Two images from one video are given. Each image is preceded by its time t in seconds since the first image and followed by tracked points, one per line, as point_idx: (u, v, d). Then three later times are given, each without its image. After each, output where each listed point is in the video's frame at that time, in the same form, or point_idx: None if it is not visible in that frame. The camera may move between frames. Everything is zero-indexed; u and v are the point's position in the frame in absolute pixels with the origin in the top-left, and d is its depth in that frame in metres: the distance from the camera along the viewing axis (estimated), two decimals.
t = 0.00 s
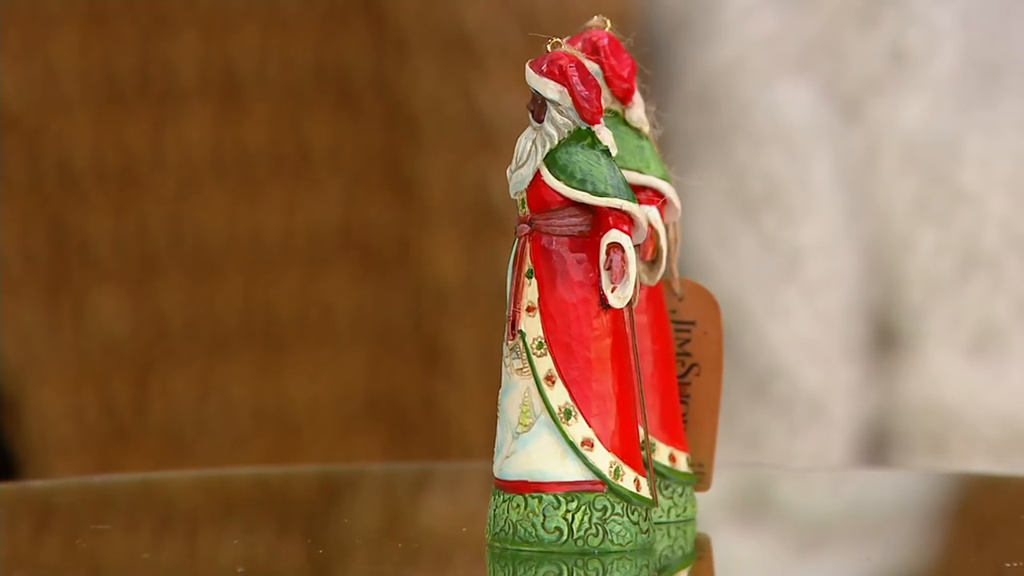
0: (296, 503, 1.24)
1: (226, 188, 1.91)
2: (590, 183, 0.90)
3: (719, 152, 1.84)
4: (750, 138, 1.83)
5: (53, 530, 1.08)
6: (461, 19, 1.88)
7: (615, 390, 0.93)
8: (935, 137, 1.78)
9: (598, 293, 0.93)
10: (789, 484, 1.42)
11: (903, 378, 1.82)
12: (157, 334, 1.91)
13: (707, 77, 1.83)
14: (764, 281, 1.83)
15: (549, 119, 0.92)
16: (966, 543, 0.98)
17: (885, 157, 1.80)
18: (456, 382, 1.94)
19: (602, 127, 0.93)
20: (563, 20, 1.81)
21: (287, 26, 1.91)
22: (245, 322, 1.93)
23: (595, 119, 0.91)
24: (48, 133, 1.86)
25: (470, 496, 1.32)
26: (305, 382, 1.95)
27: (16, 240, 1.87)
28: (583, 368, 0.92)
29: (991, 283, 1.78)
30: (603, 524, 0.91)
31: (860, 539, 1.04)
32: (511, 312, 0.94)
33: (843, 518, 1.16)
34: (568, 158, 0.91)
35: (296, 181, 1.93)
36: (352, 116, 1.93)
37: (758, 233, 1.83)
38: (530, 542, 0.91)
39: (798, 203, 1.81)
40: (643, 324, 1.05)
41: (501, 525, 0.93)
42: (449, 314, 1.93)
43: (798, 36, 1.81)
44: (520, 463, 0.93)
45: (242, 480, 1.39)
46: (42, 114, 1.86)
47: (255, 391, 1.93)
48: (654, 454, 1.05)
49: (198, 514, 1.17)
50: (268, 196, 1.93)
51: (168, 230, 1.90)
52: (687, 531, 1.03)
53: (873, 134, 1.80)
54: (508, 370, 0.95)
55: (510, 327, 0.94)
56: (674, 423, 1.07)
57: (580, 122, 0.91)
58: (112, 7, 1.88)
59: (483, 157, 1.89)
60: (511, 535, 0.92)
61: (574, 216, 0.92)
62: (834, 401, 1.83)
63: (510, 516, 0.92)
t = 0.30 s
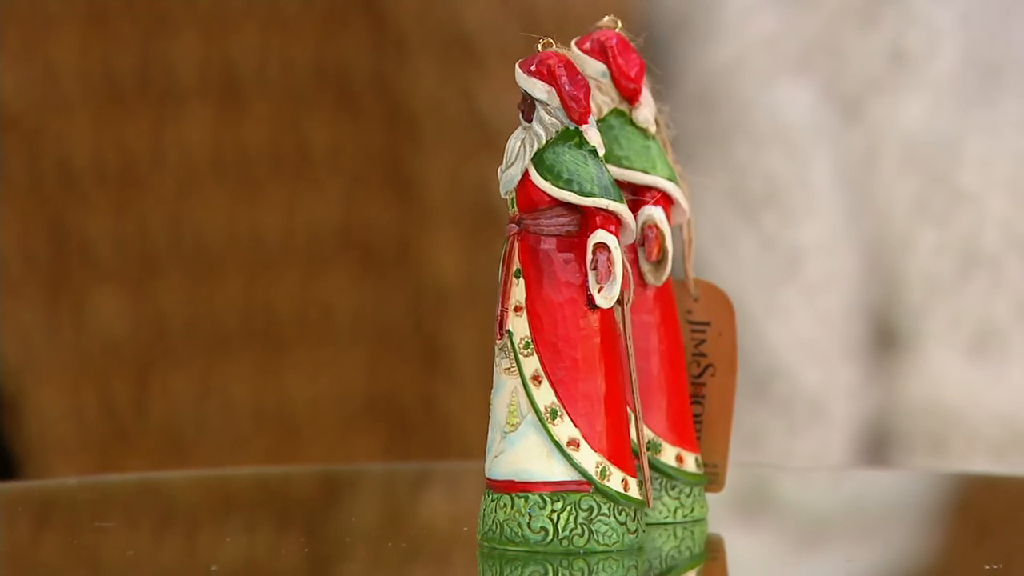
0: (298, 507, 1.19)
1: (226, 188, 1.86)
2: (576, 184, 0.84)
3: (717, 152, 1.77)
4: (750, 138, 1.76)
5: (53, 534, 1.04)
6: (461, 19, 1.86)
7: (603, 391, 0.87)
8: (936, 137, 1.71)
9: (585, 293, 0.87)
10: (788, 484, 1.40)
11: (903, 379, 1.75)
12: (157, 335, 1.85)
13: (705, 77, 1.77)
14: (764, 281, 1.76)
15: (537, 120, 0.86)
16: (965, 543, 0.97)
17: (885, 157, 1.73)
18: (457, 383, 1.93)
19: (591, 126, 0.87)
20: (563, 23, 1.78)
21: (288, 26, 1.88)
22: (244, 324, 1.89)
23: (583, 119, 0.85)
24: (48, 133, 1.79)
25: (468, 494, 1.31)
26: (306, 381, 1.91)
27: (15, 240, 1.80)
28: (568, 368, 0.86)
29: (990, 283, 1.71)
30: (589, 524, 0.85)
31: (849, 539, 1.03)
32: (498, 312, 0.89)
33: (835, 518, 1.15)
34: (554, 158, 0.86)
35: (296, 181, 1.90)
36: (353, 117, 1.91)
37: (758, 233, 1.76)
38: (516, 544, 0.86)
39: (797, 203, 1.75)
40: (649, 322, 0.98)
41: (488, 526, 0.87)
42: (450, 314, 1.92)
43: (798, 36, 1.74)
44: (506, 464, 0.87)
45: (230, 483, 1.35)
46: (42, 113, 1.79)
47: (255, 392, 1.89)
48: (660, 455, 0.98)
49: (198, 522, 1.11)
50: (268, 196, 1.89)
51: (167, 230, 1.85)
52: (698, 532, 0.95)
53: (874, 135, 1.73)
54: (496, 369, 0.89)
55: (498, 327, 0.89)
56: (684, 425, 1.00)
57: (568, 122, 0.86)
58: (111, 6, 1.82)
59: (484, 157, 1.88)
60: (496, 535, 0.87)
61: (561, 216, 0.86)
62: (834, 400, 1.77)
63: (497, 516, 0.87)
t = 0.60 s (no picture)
0: (286, 509, 1.14)
1: (226, 188, 1.79)
2: (563, 183, 0.79)
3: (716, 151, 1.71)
4: (750, 138, 1.69)
5: (52, 531, 1.04)
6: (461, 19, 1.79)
7: (592, 393, 0.82)
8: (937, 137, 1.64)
9: (572, 293, 0.81)
10: (792, 478, 1.36)
11: (903, 379, 1.69)
12: (157, 334, 1.79)
13: (705, 77, 1.70)
14: (763, 281, 1.70)
15: (525, 120, 0.82)
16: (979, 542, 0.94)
17: (884, 157, 1.66)
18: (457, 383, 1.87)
19: (581, 124, 0.82)
20: (563, 23, 1.72)
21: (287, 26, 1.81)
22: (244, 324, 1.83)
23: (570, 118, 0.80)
24: (48, 134, 1.73)
25: (470, 489, 1.29)
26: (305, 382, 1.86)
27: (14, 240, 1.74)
28: (554, 368, 0.81)
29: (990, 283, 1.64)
30: (575, 524, 0.80)
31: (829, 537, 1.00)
32: (485, 311, 0.83)
33: (829, 515, 1.10)
34: (541, 157, 0.81)
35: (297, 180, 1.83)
36: (354, 117, 1.84)
37: (758, 233, 1.69)
38: (501, 544, 0.81)
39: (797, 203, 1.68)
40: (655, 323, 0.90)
41: (474, 527, 0.83)
42: (451, 314, 1.86)
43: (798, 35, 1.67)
44: (491, 464, 0.82)
45: (223, 482, 1.31)
46: (42, 113, 1.73)
47: (256, 391, 1.84)
48: (665, 455, 0.89)
49: (190, 527, 1.06)
50: (269, 196, 1.82)
51: (167, 229, 1.78)
52: (707, 533, 0.87)
53: (874, 135, 1.66)
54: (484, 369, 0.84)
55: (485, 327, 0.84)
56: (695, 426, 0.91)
57: (555, 122, 0.81)
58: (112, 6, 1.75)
59: (485, 157, 1.81)
60: (482, 534, 0.82)
61: (548, 215, 0.81)
62: (834, 400, 1.71)
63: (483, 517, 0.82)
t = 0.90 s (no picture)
0: (286, 510, 1.13)
1: (226, 188, 1.79)
2: (549, 183, 0.78)
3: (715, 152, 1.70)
4: (749, 139, 1.68)
5: (48, 530, 1.03)
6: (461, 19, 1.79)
7: (581, 393, 0.80)
8: (937, 138, 1.64)
9: (559, 293, 0.80)
10: (788, 476, 1.37)
11: (903, 379, 1.69)
12: (157, 335, 1.79)
13: (704, 77, 1.69)
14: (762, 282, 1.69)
15: (514, 121, 0.81)
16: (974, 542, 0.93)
17: (884, 158, 1.66)
18: (457, 383, 1.86)
19: (570, 123, 0.80)
20: (563, 23, 1.71)
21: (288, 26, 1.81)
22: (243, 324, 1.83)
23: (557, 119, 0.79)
24: (48, 133, 1.72)
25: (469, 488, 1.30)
26: (305, 381, 1.86)
27: (15, 240, 1.74)
28: (540, 368, 0.80)
29: (991, 283, 1.64)
30: (561, 525, 0.78)
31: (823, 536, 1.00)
32: (474, 311, 0.82)
33: (824, 514, 1.10)
34: (528, 157, 0.79)
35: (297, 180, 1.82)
36: (354, 117, 1.84)
37: (758, 233, 1.68)
38: (488, 543, 0.79)
39: (797, 204, 1.68)
40: (662, 324, 0.90)
41: (464, 526, 0.81)
42: (451, 313, 1.86)
43: (798, 36, 1.66)
44: (480, 464, 0.81)
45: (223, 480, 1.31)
46: (42, 113, 1.73)
47: (256, 392, 1.84)
48: (670, 457, 0.88)
49: (189, 526, 1.06)
50: (268, 195, 1.81)
51: (167, 229, 1.78)
52: (714, 535, 0.87)
53: (874, 135, 1.66)
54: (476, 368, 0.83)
55: (475, 326, 0.82)
56: (705, 427, 0.91)
57: (542, 121, 0.79)
58: (111, 6, 1.75)
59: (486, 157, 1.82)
60: (470, 533, 0.81)
61: (536, 215, 0.79)
62: (833, 400, 1.71)
63: (472, 514, 0.81)
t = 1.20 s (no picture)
0: (280, 508, 1.13)
1: (226, 186, 1.77)
2: (535, 183, 0.78)
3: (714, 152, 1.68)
4: (749, 139, 1.67)
5: (48, 527, 1.03)
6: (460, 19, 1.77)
7: (568, 393, 0.80)
8: (936, 138, 1.65)
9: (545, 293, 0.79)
10: (793, 478, 1.34)
11: (903, 377, 1.69)
12: (157, 332, 1.77)
13: (705, 77, 1.67)
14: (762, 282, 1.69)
15: (502, 121, 0.81)
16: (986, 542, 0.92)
17: (884, 158, 1.66)
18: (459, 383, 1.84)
19: (558, 123, 0.80)
20: (563, 25, 1.69)
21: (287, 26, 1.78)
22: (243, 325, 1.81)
23: (544, 119, 0.79)
24: (48, 136, 1.71)
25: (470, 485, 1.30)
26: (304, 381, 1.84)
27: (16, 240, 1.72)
28: (527, 368, 0.79)
29: (990, 282, 1.65)
30: (546, 525, 0.78)
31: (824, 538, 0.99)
32: (463, 310, 0.82)
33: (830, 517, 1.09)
34: (514, 157, 0.79)
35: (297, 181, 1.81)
36: (353, 116, 1.81)
37: (758, 233, 1.68)
38: (475, 543, 0.79)
39: (797, 203, 1.67)
40: (669, 324, 0.89)
41: (454, 525, 0.82)
42: (452, 315, 1.83)
43: (798, 36, 1.65)
44: (468, 463, 0.81)
45: (218, 481, 1.28)
46: (43, 113, 1.71)
47: (256, 391, 1.83)
48: (676, 458, 0.88)
49: (185, 525, 1.05)
50: (268, 195, 1.80)
51: (167, 229, 1.76)
52: (721, 536, 0.86)
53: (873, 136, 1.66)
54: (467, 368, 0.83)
55: (464, 325, 0.82)
56: (719, 429, 0.91)
57: (529, 122, 0.79)
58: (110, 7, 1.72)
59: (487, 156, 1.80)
60: (459, 532, 0.81)
61: (523, 215, 0.79)
62: (834, 399, 1.71)
63: (461, 514, 0.81)
